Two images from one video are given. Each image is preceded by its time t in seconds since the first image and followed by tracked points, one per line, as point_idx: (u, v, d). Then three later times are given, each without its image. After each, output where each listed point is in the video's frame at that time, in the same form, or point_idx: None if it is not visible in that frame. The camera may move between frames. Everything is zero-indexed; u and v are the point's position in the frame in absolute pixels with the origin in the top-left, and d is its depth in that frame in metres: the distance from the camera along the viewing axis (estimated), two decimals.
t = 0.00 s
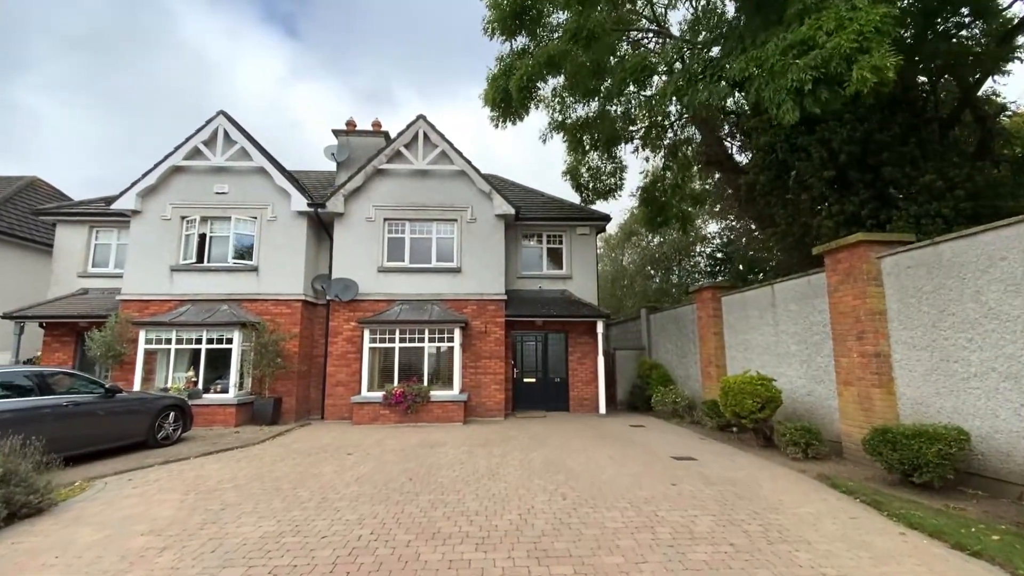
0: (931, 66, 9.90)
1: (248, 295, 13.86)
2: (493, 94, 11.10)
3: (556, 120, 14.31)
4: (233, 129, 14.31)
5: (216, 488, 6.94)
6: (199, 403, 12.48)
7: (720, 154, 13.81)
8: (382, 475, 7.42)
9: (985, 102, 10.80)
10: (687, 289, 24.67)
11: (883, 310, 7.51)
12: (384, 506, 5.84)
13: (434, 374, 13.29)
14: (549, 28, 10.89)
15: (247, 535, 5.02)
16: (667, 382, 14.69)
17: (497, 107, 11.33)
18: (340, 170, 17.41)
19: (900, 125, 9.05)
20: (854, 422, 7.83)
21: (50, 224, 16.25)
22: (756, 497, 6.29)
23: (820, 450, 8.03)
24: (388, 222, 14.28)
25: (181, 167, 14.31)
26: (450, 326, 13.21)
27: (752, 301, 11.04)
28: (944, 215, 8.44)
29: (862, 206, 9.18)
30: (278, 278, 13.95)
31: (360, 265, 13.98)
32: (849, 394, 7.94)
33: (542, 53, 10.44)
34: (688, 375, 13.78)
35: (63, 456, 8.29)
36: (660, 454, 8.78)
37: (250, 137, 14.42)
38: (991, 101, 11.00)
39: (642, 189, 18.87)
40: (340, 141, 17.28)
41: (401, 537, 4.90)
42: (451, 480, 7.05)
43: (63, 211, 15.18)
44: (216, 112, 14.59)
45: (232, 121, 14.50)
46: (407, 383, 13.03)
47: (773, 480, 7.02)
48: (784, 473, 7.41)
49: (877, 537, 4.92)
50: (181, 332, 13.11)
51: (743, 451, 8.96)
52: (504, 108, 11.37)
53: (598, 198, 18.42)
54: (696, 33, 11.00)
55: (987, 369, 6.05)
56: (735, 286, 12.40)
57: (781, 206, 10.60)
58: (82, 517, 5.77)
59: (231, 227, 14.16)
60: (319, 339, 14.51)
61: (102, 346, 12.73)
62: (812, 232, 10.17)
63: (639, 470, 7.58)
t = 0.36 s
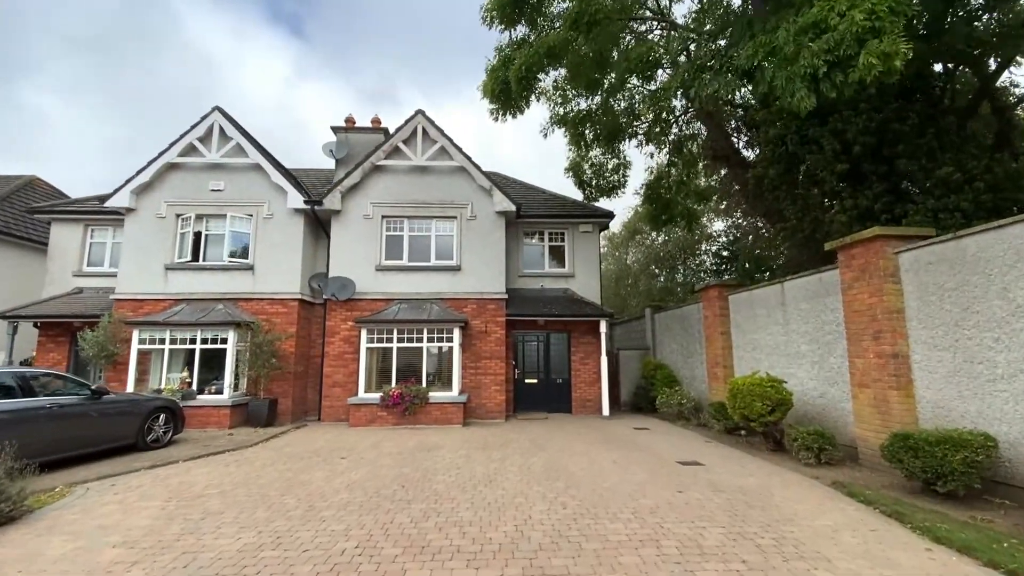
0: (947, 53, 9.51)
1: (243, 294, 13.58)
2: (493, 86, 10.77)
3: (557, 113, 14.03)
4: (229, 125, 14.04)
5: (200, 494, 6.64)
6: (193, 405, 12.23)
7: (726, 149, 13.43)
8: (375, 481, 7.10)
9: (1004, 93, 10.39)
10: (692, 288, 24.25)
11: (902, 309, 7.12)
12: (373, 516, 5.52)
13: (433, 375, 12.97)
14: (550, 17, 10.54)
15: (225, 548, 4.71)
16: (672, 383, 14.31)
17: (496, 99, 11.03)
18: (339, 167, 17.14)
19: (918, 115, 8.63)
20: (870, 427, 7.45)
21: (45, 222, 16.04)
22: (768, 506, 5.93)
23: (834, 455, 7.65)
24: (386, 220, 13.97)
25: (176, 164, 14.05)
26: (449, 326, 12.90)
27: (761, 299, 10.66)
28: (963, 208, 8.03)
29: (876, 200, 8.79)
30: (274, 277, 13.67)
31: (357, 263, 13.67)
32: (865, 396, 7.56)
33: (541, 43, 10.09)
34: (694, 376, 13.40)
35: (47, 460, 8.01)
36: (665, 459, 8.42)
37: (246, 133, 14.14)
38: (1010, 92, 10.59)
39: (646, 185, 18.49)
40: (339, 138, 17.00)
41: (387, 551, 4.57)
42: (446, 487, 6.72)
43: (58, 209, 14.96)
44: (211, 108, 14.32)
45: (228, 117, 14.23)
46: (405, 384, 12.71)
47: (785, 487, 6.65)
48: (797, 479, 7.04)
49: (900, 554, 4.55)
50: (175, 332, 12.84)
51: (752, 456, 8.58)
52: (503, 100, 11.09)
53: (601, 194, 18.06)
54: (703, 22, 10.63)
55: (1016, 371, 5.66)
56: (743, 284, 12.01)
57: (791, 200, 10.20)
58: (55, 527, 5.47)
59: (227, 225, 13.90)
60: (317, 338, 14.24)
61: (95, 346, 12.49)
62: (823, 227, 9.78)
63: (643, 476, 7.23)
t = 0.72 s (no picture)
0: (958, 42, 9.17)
1: (236, 293, 13.30)
2: (488, 76, 10.48)
3: (556, 107, 13.76)
4: (221, 120, 13.77)
5: (179, 500, 6.34)
6: (183, 406, 11.96)
7: (730, 143, 13.10)
8: (363, 486, 6.80)
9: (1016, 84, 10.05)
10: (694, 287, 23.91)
11: (915, 305, 6.79)
12: (356, 525, 5.21)
13: (429, 376, 12.67)
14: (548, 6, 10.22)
15: (195, 561, 4.40)
16: (674, 384, 13.99)
17: (492, 90, 10.71)
18: (335, 164, 16.86)
19: (929, 104, 8.28)
20: (881, 429, 7.12)
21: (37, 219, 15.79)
22: (776, 514, 5.60)
23: (843, 459, 7.32)
24: (382, 217, 13.68)
25: (168, 160, 13.78)
26: (445, 325, 12.60)
27: (766, 297, 10.33)
28: (978, 201, 7.66)
29: (887, 193, 8.45)
30: (267, 275, 13.39)
31: (352, 260, 13.38)
32: (876, 397, 7.23)
33: (539, 30, 9.72)
34: (697, 376, 13.08)
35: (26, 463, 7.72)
36: (667, 463, 8.10)
37: (239, 129, 13.87)
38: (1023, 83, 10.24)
39: (647, 182, 18.15)
40: (335, 134, 16.72)
41: (368, 564, 4.26)
42: (437, 492, 6.42)
43: (49, 207, 14.71)
44: (204, 103, 14.04)
45: (221, 112, 13.96)
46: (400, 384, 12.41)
47: (793, 493, 6.33)
48: (806, 484, 6.70)
49: (920, 568, 4.21)
50: (165, 331, 12.56)
51: (758, 459, 8.25)
52: (499, 90, 10.76)
53: (602, 191, 17.75)
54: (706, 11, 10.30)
55: None
56: (747, 281, 11.68)
57: (797, 194, 9.87)
58: (21, 536, 5.18)
59: (220, 223, 13.63)
60: (311, 338, 13.96)
61: (83, 346, 12.23)
62: (831, 222, 9.44)
63: (644, 481, 6.91)
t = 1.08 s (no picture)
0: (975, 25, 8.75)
1: (227, 291, 12.98)
2: (484, 65, 10.22)
3: (556, 99, 13.49)
4: (213, 115, 13.45)
5: (155, 509, 6.01)
6: (173, 407, 11.64)
7: (735, 136, 12.72)
8: (349, 493, 6.45)
9: None
10: (698, 286, 23.51)
11: (933, 303, 6.41)
12: (337, 538, 4.85)
13: (425, 376, 12.30)
14: None
15: None
16: (678, 384, 13.61)
17: (488, 80, 10.48)
18: (330, 160, 16.52)
19: (944, 92, 7.86)
20: (898, 433, 6.72)
21: (27, 217, 15.51)
22: (788, 525, 5.23)
23: (857, 465, 6.94)
24: (377, 213, 13.34)
25: (159, 156, 13.47)
26: (442, 323, 12.24)
27: (774, 295, 9.94)
28: (999, 193, 7.23)
29: (901, 185, 8.06)
30: (260, 273, 13.07)
31: (347, 258, 13.04)
32: (892, 400, 6.84)
33: (535, 15, 9.34)
34: (702, 376, 12.70)
35: None
36: (671, 468, 7.73)
37: (231, 123, 13.55)
38: None
39: (650, 178, 17.77)
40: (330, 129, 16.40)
41: None
42: (427, 500, 6.06)
43: (38, 204, 14.42)
44: (196, 97, 13.73)
45: (212, 107, 13.65)
46: (395, 384, 12.05)
47: (805, 502, 5.95)
48: (818, 492, 6.32)
49: None
50: (155, 330, 12.24)
51: (766, 464, 7.86)
52: (495, 80, 10.52)
53: (604, 188, 17.37)
54: None
55: None
56: (754, 278, 11.28)
57: (807, 188, 9.46)
58: None
59: (211, 219, 13.32)
60: (305, 337, 13.63)
61: (70, 346, 11.93)
62: (842, 216, 9.04)
63: (647, 488, 6.54)
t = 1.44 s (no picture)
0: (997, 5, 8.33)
1: (220, 288, 12.65)
2: (482, 52, 9.82)
3: (557, 89, 13.11)
4: (206, 108, 13.14)
5: (130, 516, 5.66)
6: (163, 407, 11.30)
7: (742, 128, 12.31)
8: (337, 500, 6.09)
9: None
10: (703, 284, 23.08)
11: (959, 297, 6.01)
12: (319, 550, 4.49)
13: (423, 376, 11.91)
14: None
15: None
16: (683, 384, 13.21)
17: (487, 67, 10.09)
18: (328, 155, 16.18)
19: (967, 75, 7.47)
20: (921, 436, 6.32)
21: (18, 213, 15.23)
22: (807, 536, 4.83)
23: (877, 470, 6.54)
24: (374, 208, 12.99)
25: (150, 150, 13.16)
26: (440, 321, 11.86)
27: (784, 290, 9.53)
28: None
29: (921, 173, 7.67)
30: (253, 269, 12.74)
31: (343, 254, 12.69)
32: (914, 401, 6.44)
33: None
34: (708, 375, 12.30)
35: None
36: (678, 473, 7.33)
37: (225, 117, 13.24)
38: None
39: (654, 173, 17.37)
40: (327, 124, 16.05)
41: None
42: (418, 507, 5.69)
43: (29, 200, 14.13)
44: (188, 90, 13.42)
45: (206, 100, 13.33)
46: (392, 384, 11.68)
47: (824, 511, 5.55)
48: (837, 499, 5.92)
49: None
50: (145, 328, 11.90)
51: (778, 469, 7.46)
52: (494, 68, 10.13)
53: (607, 184, 16.98)
54: None
55: None
56: (763, 274, 10.88)
57: (819, 178, 9.06)
58: None
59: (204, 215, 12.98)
60: (301, 336, 13.30)
61: (59, 344, 11.63)
62: (856, 207, 8.63)
63: (653, 494, 6.15)
